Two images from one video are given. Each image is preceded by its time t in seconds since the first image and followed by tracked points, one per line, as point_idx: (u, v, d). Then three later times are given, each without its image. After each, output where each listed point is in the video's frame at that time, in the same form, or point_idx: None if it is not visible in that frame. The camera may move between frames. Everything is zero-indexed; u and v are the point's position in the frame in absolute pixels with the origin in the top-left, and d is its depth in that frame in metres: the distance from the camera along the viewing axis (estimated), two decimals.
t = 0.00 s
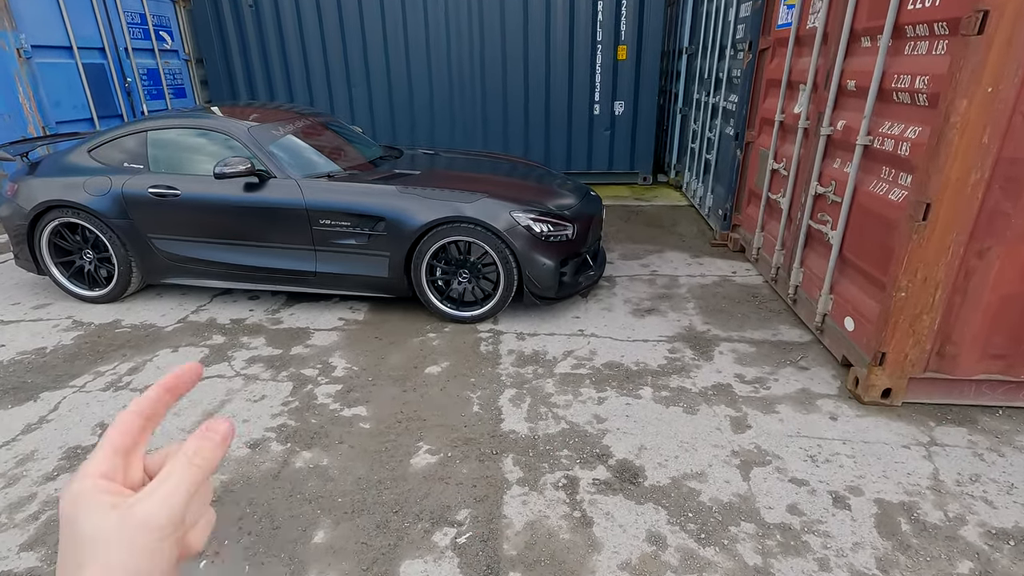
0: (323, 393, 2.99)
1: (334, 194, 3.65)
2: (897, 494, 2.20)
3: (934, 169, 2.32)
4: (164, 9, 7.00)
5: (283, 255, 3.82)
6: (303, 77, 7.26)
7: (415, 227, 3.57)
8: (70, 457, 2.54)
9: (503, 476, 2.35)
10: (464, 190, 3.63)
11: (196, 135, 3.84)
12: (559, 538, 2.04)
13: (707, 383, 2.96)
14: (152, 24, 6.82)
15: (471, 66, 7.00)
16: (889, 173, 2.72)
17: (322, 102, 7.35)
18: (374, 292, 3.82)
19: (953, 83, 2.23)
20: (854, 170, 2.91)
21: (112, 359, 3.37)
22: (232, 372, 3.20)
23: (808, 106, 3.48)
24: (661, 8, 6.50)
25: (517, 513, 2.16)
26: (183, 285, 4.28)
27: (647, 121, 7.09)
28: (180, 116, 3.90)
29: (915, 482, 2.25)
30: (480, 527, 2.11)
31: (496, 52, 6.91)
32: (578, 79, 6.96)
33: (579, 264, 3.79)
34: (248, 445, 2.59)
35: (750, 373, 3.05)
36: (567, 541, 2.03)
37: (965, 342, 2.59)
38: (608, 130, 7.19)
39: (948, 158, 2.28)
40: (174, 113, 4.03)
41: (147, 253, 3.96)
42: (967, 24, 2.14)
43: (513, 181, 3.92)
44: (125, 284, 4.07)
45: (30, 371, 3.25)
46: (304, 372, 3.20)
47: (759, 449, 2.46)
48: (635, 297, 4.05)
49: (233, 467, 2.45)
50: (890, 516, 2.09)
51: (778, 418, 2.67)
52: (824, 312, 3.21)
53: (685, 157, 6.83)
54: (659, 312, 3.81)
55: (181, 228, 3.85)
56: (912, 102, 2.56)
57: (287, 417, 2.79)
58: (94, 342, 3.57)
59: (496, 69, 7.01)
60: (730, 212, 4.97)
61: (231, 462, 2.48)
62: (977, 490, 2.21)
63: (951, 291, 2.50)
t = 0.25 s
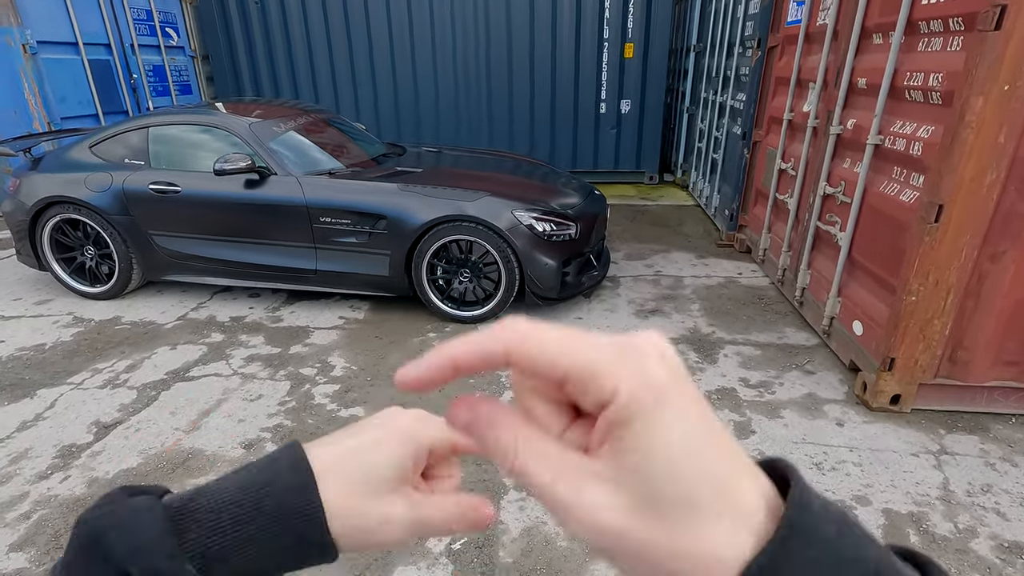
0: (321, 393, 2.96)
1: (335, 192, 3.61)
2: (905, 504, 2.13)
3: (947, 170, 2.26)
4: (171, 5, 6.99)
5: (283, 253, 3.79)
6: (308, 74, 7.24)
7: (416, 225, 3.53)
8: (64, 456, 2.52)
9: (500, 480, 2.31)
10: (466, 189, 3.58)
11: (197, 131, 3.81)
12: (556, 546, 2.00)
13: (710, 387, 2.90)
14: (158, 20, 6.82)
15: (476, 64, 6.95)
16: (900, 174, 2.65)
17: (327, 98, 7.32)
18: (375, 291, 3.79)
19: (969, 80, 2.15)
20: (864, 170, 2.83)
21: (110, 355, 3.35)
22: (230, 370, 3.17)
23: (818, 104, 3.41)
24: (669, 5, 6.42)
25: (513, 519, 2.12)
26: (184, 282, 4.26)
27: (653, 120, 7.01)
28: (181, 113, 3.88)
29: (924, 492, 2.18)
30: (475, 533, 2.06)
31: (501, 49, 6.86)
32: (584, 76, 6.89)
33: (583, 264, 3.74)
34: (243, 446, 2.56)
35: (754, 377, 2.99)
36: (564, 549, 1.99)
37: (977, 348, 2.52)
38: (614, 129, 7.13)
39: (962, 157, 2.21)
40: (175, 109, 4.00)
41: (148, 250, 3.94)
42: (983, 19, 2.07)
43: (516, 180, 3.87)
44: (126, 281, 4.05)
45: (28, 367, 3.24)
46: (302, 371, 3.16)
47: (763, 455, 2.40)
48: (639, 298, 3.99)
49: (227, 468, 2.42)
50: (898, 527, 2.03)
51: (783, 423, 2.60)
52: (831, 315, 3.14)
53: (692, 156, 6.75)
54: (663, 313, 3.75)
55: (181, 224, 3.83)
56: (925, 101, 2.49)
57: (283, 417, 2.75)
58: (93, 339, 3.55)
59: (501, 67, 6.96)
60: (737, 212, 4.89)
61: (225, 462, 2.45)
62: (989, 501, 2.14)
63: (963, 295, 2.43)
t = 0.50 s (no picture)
0: (315, 393, 2.94)
1: (332, 190, 3.59)
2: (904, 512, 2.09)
3: (950, 171, 2.21)
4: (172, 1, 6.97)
5: (280, 251, 3.77)
6: (310, 71, 7.21)
7: (413, 224, 3.50)
8: (55, 455, 2.51)
9: (492, 484, 2.28)
10: (464, 187, 3.55)
11: (193, 128, 3.79)
12: (547, 552, 1.97)
13: (708, 390, 2.87)
14: (160, 16, 6.80)
15: (478, 61, 6.90)
16: (903, 174, 2.60)
17: (329, 95, 7.29)
18: (372, 290, 3.76)
19: (973, 79, 2.10)
20: (867, 170, 2.78)
21: (106, 353, 3.34)
22: (225, 369, 3.16)
23: (821, 102, 3.36)
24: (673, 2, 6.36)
25: (505, 524, 2.09)
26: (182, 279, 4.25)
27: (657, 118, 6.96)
28: (178, 110, 3.86)
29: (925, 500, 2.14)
30: (465, 538, 2.03)
31: (504, 45, 6.80)
32: (587, 73, 6.84)
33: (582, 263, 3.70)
34: (235, 446, 2.54)
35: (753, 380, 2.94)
36: (555, 555, 1.96)
37: (981, 353, 2.46)
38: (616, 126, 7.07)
39: (966, 158, 2.16)
40: (172, 106, 3.98)
41: (145, 247, 3.93)
42: (988, 16, 2.02)
43: (515, 178, 3.83)
44: (123, 278, 4.04)
45: (23, 365, 3.23)
46: (297, 371, 3.14)
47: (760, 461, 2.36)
48: (638, 298, 3.95)
49: (217, 469, 2.40)
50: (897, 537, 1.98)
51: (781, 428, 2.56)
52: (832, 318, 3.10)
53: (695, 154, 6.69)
54: (662, 314, 3.71)
55: (178, 222, 3.82)
56: (929, 100, 2.43)
57: (276, 417, 2.73)
58: (89, 336, 3.54)
59: (503, 64, 6.91)
60: (739, 211, 4.84)
61: (217, 463, 2.43)
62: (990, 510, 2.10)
63: (967, 298, 2.38)
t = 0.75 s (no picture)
0: (301, 391, 2.92)
1: (321, 187, 3.56)
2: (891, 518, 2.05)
3: (943, 170, 2.16)
4: None
5: (271, 249, 3.76)
6: (309, 66, 7.18)
7: (403, 222, 3.47)
8: (39, 453, 2.50)
9: (474, 486, 2.26)
10: (455, 185, 3.52)
11: (185, 125, 3.78)
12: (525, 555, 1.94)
13: (698, 392, 2.83)
14: (159, 12, 6.78)
15: (477, 56, 6.85)
16: (897, 173, 2.55)
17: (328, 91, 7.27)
18: (363, 288, 3.74)
19: (966, 75, 2.05)
20: (861, 168, 2.73)
21: (95, 351, 3.34)
22: (212, 368, 3.14)
23: (817, 99, 3.30)
24: None
25: (484, 526, 2.06)
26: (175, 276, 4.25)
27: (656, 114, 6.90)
28: (169, 106, 3.84)
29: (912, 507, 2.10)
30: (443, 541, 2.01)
31: (502, 41, 6.75)
32: (586, 69, 6.78)
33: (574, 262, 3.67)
34: (218, 446, 2.52)
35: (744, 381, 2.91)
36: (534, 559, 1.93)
37: (975, 356, 2.41)
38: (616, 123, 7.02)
39: (958, 157, 2.11)
40: (165, 103, 3.97)
41: (137, 244, 3.92)
42: (981, 12, 1.97)
43: (508, 176, 3.80)
44: (115, 275, 4.04)
45: (13, 362, 3.23)
46: (285, 369, 3.13)
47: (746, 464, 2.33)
48: (632, 297, 3.91)
49: (198, 468, 2.38)
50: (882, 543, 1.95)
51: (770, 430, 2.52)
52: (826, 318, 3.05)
53: (695, 151, 6.63)
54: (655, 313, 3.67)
55: (169, 219, 3.81)
56: (923, 97, 2.38)
57: (261, 416, 2.72)
58: (80, 333, 3.54)
59: (502, 60, 6.86)
60: (737, 209, 4.79)
61: (198, 463, 2.42)
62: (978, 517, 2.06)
63: (960, 300, 2.32)
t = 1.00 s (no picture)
0: (289, 392, 2.92)
1: (313, 187, 3.56)
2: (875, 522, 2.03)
3: (931, 171, 2.13)
4: None
5: (263, 248, 3.76)
6: (308, 65, 7.19)
7: (393, 221, 3.46)
8: (26, 452, 2.51)
9: (457, 487, 2.25)
10: (447, 185, 3.51)
11: (177, 124, 3.78)
12: (505, 559, 1.94)
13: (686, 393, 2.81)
14: (158, 11, 6.79)
15: (475, 55, 6.83)
16: (887, 173, 2.52)
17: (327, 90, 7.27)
18: (355, 288, 3.74)
19: (954, 75, 2.02)
20: (852, 168, 2.70)
21: (87, 350, 3.35)
22: (202, 367, 3.15)
23: (810, 99, 3.27)
24: None
25: (465, 529, 2.06)
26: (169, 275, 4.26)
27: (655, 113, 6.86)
28: (162, 105, 3.84)
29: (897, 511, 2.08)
30: (423, 543, 2.01)
31: (501, 40, 6.73)
32: (585, 68, 6.75)
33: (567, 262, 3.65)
34: (203, 446, 2.53)
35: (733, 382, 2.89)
36: (513, 562, 1.92)
37: (965, 359, 2.39)
38: (615, 122, 6.99)
39: (946, 158, 2.08)
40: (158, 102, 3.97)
41: (130, 243, 3.93)
42: (969, 11, 1.95)
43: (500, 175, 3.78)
44: (109, 274, 4.06)
45: (5, 361, 3.25)
46: (274, 369, 3.13)
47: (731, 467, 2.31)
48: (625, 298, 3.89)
49: (183, 469, 2.39)
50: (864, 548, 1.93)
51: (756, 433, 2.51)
52: (818, 320, 3.02)
53: (694, 150, 6.60)
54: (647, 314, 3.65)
55: (162, 219, 3.82)
56: (912, 97, 2.35)
57: (248, 417, 2.72)
58: (72, 332, 3.55)
59: (501, 59, 6.84)
60: (733, 209, 4.76)
61: (183, 463, 2.42)
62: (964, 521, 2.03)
63: (949, 302, 2.30)
